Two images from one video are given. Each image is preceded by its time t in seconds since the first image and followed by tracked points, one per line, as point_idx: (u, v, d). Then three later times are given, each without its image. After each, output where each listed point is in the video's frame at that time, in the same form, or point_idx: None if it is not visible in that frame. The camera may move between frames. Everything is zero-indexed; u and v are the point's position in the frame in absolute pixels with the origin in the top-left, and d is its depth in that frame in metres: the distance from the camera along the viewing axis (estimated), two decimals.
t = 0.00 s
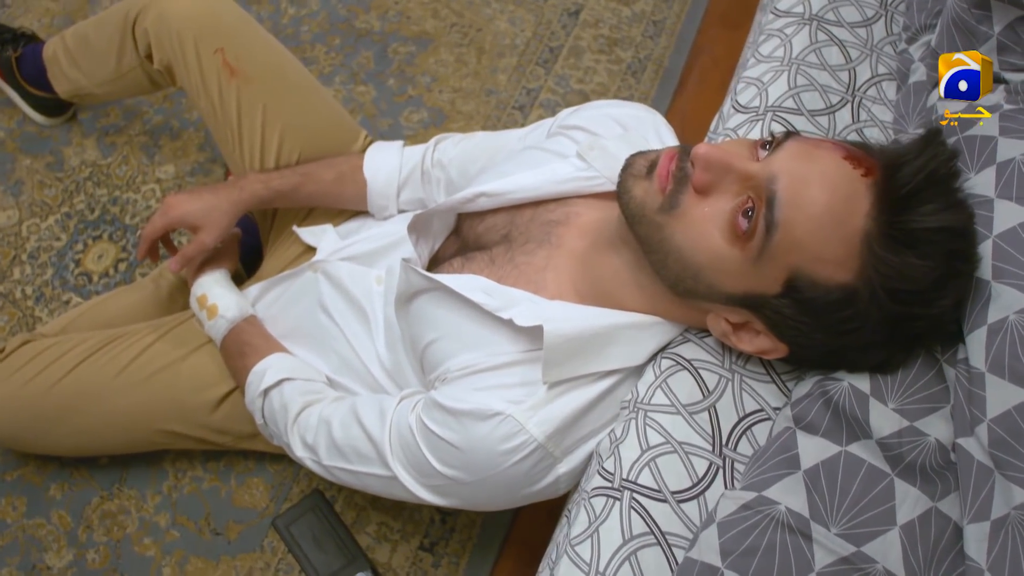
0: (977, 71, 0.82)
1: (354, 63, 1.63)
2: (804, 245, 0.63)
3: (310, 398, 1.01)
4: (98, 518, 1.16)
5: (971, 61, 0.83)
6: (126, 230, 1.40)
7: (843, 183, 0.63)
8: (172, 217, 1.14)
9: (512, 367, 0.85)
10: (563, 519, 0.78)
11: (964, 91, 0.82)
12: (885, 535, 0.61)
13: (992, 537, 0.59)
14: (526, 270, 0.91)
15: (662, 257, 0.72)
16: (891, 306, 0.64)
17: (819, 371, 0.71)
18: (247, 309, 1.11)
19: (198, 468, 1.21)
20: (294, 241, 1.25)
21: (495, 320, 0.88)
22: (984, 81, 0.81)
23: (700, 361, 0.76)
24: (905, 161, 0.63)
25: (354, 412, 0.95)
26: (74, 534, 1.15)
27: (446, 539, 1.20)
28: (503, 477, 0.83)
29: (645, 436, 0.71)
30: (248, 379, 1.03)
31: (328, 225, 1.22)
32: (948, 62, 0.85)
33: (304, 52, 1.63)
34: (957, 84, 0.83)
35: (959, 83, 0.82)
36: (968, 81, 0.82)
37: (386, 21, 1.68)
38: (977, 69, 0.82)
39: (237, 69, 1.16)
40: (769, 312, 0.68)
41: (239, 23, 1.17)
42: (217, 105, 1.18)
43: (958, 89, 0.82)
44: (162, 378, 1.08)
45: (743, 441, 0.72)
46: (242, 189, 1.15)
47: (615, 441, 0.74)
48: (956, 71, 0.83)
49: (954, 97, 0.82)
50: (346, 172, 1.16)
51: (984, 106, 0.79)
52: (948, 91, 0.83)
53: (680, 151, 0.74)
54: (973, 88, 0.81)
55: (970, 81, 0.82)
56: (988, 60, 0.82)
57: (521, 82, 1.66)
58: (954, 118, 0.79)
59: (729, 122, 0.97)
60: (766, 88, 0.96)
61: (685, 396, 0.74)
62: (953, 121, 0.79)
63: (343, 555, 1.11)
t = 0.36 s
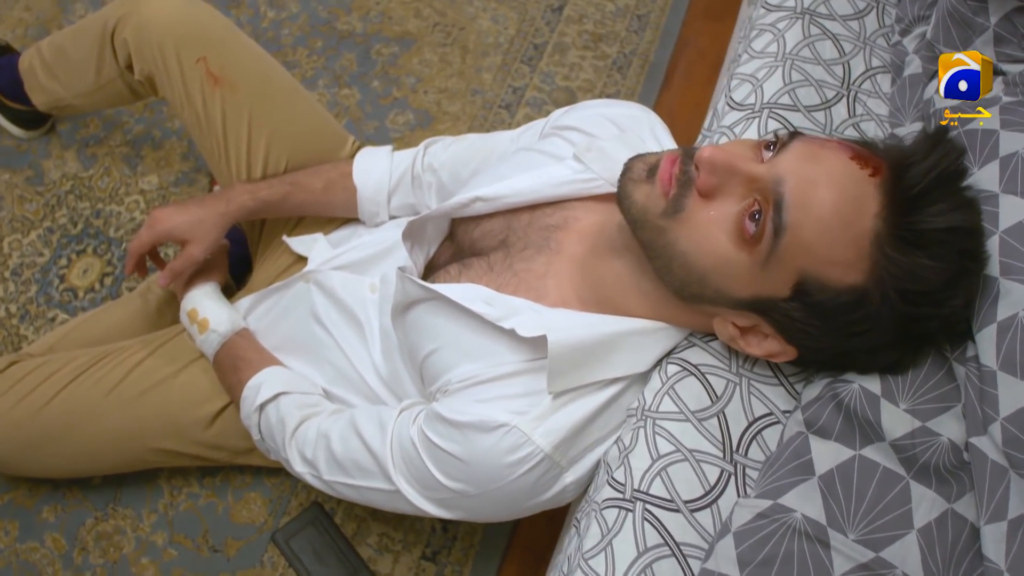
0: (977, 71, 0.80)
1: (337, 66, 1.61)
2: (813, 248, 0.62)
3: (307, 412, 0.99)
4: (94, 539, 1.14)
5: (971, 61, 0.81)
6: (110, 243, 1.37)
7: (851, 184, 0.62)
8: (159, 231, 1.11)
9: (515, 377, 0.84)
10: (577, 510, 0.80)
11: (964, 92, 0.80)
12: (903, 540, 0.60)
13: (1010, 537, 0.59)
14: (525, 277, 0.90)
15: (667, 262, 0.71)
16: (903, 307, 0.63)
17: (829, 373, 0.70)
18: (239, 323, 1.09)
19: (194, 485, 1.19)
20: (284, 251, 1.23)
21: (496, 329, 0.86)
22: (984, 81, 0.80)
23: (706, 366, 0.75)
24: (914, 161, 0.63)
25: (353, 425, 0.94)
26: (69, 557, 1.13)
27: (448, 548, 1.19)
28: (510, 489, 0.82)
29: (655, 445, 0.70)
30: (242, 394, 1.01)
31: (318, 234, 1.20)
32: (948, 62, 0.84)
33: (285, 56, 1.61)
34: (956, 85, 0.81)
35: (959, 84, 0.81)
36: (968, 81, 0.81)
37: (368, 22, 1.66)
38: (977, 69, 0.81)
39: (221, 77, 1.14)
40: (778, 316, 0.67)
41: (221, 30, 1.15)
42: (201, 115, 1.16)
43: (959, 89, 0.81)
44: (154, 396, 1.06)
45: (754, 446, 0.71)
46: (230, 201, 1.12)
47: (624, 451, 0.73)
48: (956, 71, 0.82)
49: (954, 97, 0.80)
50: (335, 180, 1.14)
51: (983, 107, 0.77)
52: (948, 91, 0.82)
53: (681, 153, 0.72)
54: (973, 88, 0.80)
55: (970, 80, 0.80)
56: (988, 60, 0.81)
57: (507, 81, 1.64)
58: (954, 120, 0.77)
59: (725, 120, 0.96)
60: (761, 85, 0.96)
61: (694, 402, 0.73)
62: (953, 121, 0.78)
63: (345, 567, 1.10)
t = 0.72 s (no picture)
0: (978, 71, 0.80)
1: (320, 75, 1.59)
2: (829, 255, 0.62)
3: (308, 432, 0.97)
4: (92, 569, 1.12)
5: (972, 61, 0.81)
6: (95, 264, 1.34)
7: (864, 189, 0.62)
8: (148, 252, 1.09)
9: (524, 393, 0.82)
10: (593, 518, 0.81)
11: (964, 92, 0.79)
12: (929, 547, 0.59)
13: None
14: (529, 289, 0.88)
15: (677, 272, 0.70)
16: (920, 312, 0.63)
17: (844, 379, 0.70)
18: (234, 343, 1.07)
19: (193, 508, 1.16)
20: (277, 267, 1.21)
21: (502, 344, 0.85)
22: (984, 81, 0.79)
23: (719, 375, 0.75)
24: (927, 164, 0.62)
25: (357, 445, 0.92)
26: None
27: (455, 562, 1.17)
28: (523, 506, 0.80)
29: (672, 458, 0.69)
30: (241, 416, 0.99)
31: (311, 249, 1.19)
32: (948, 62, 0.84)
33: (266, 66, 1.58)
34: (956, 84, 0.80)
35: (959, 83, 0.80)
36: (968, 81, 0.80)
37: (349, 29, 1.64)
38: (977, 69, 0.80)
39: (206, 93, 1.11)
40: (793, 323, 0.67)
41: (204, 44, 1.12)
42: (186, 132, 1.13)
43: (958, 90, 0.80)
44: (150, 421, 1.03)
45: (771, 455, 0.71)
46: (220, 219, 1.10)
47: (640, 465, 0.72)
48: (956, 72, 0.81)
49: (954, 97, 0.79)
50: (326, 194, 1.11)
51: (984, 106, 0.77)
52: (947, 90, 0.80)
53: (686, 162, 0.71)
54: (973, 88, 0.79)
55: (970, 81, 0.79)
56: (988, 60, 0.80)
57: (492, 84, 1.62)
58: (954, 119, 0.77)
59: (723, 122, 0.96)
60: (758, 85, 0.95)
61: (709, 412, 0.72)
62: (952, 120, 0.78)
63: None
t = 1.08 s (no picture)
0: (977, 71, 0.79)
1: (297, 85, 1.56)
2: (845, 257, 0.61)
3: (310, 454, 0.94)
4: None
5: (971, 61, 0.80)
6: (77, 289, 1.30)
7: (879, 188, 0.61)
8: (134, 277, 1.05)
9: (536, 407, 0.80)
10: (612, 531, 0.80)
11: (964, 92, 0.79)
12: (960, 549, 0.58)
13: None
14: (532, 300, 0.86)
15: (688, 279, 0.68)
16: (939, 310, 0.62)
17: (862, 380, 0.69)
18: (227, 366, 1.04)
19: (191, 537, 1.13)
20: (266, 286, 1.18)
21: (509, 358, 0.83)
22: (984, 81, 0.78)
23: (733, 381, 0.73)
24: (941, 161, 0.61)
25: (361, 466, 0.89)
26: None
27: None
28: (537, 523, 0.79)
29: (692, 469, 0.68)
30: (239, 441, 0.96)
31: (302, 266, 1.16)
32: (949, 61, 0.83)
33: (242, 79, 1.55)
34: (956, 84, 0.79)
35: (959, 83, 0.79)
36: (968, 81, 0.79)
37: (325, 38, 1.61)
38: (977, 70, 0.79)
39: (187, 111, 1.08)
40: (809, 326, 0.65)
41: (183, 61, 1.09)
42: (168, 152, 1.10)
43: (959, 90, 0.79)
44: (144, 451, 1.00)
45: (791, 460, 0.69)
46: (207, 240, 1.07)
47: (658, 477, 0.71)
48: (957, 71, 0.80)
49: (954, 97, 0.78)
50: (314, 209, 1.09)
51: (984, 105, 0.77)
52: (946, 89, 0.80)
53: (692, 167, 0.70)
54: (973, 88, 0.78)
55: (970, 80, 0.78)
56: (988, 61, 0.80)
57: (473, 88, 1.60)
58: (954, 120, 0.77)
59: (720, 121, 0.95)
60: (753, 83, 0.95)
61: (726, 420, 0.71)
62: (953, 121, 0.78)
63: None
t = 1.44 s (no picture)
0: (978, 71, 0.76)
1: (262, 100, 1.52)
2: (850, 248, 0.60)
3: (306, 480, 0.91)
4: None
5: (970, 61, 0.77)
6: (47, 324, 1.24)
7: (880, 177, 0.60)
8: (110, 311, 1.01)
9: (541, 419, 0.78)
10: (624, 540, 0.78)
11: (964, 92, 0.76)
12: (985, 537, 0.57)
13: None
14: (527, 308, 0.84)
15: (690, 279, 0.67)
16: (947, 296, 0.61)
17: (870, 371, 0.68)
18: (213, 395, 1.00)
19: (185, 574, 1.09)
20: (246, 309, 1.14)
21: (509, 369, 0.81)
22: (984, 80, 0.75)
23: (741, 380, 0.72)
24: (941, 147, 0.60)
25: (360, 491, 0.86)
26: None
27: None
28: (548, 539, 0.77)
29: (706, 474, 0.67)
30: (229, 472, 0.93)
31: (282, 286, 1.12)
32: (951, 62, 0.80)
33: (205, 96, 1.51)
34: (957, 85, 0.77)
35: (959, 84, 0.76)
36: (968, 81, 0.76)
37: (287, 50, 1.57)
38: (977, 69, 0.76)
39: (154, 134, 1.04)
40: (817, 321, 0.64)
41: (147, 83, 1.05)
42: (136, 178, 1.06)
43: (958, 90, 0.76)
44: (130, 490, 0.95)
45: (805, 457, 0.68)
46: (183, 267, 1.04)
47: (671, 483, 0.69)
48: (956, 71, 0.77)
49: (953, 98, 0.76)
50: (292, 228, 1.06)
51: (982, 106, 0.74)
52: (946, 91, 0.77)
53: (687, 166, 0.69)
54: (972, 88, 0.75)
55: (970, 80, 0.76)
56: (988, 60, 0.76)
57: (441, 93, 1.57)
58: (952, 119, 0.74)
59: (703, 115, 0.94)
60: (734, 75, 0.94)
61: (736, 421, 0.69)
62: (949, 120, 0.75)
63: None
